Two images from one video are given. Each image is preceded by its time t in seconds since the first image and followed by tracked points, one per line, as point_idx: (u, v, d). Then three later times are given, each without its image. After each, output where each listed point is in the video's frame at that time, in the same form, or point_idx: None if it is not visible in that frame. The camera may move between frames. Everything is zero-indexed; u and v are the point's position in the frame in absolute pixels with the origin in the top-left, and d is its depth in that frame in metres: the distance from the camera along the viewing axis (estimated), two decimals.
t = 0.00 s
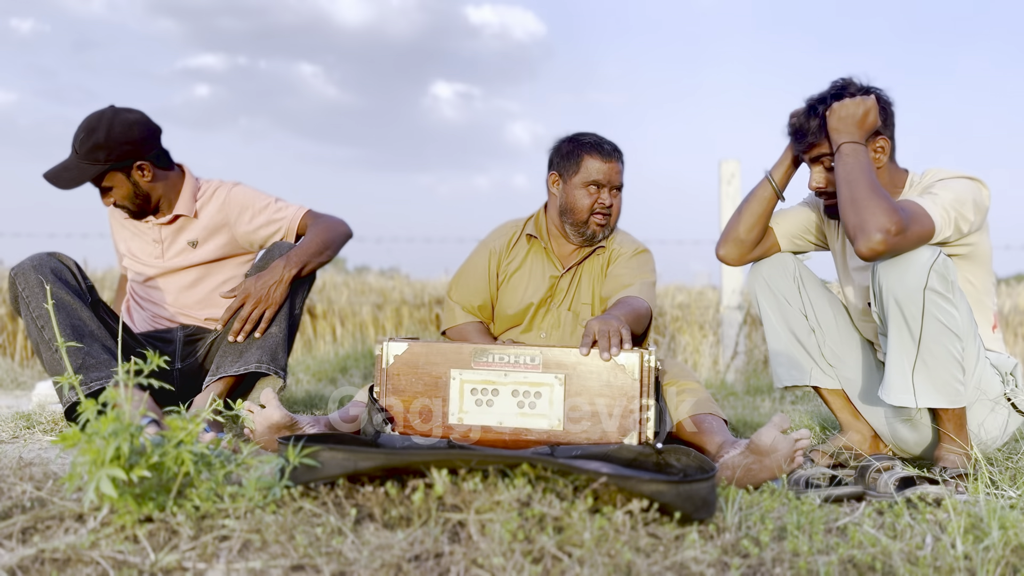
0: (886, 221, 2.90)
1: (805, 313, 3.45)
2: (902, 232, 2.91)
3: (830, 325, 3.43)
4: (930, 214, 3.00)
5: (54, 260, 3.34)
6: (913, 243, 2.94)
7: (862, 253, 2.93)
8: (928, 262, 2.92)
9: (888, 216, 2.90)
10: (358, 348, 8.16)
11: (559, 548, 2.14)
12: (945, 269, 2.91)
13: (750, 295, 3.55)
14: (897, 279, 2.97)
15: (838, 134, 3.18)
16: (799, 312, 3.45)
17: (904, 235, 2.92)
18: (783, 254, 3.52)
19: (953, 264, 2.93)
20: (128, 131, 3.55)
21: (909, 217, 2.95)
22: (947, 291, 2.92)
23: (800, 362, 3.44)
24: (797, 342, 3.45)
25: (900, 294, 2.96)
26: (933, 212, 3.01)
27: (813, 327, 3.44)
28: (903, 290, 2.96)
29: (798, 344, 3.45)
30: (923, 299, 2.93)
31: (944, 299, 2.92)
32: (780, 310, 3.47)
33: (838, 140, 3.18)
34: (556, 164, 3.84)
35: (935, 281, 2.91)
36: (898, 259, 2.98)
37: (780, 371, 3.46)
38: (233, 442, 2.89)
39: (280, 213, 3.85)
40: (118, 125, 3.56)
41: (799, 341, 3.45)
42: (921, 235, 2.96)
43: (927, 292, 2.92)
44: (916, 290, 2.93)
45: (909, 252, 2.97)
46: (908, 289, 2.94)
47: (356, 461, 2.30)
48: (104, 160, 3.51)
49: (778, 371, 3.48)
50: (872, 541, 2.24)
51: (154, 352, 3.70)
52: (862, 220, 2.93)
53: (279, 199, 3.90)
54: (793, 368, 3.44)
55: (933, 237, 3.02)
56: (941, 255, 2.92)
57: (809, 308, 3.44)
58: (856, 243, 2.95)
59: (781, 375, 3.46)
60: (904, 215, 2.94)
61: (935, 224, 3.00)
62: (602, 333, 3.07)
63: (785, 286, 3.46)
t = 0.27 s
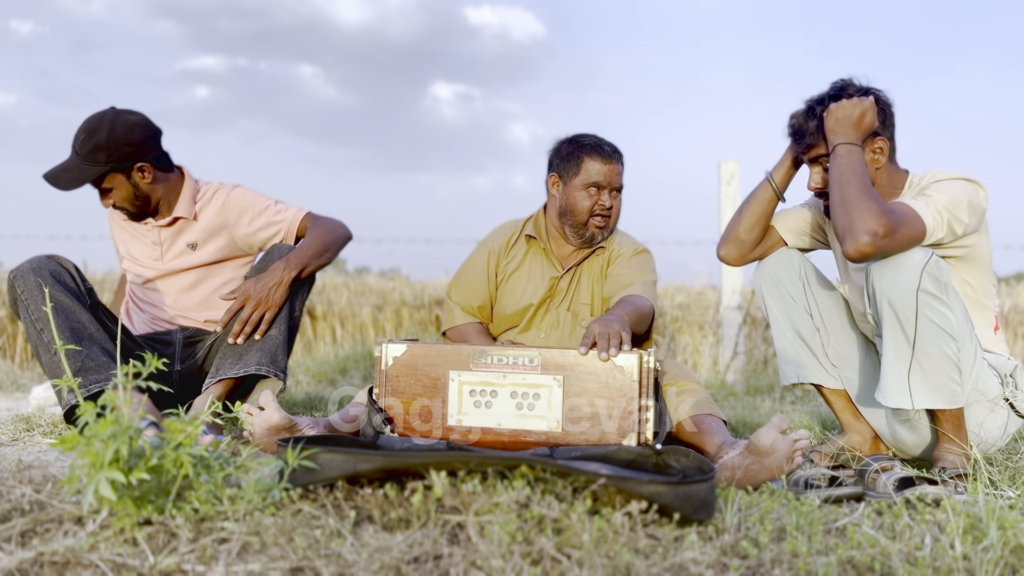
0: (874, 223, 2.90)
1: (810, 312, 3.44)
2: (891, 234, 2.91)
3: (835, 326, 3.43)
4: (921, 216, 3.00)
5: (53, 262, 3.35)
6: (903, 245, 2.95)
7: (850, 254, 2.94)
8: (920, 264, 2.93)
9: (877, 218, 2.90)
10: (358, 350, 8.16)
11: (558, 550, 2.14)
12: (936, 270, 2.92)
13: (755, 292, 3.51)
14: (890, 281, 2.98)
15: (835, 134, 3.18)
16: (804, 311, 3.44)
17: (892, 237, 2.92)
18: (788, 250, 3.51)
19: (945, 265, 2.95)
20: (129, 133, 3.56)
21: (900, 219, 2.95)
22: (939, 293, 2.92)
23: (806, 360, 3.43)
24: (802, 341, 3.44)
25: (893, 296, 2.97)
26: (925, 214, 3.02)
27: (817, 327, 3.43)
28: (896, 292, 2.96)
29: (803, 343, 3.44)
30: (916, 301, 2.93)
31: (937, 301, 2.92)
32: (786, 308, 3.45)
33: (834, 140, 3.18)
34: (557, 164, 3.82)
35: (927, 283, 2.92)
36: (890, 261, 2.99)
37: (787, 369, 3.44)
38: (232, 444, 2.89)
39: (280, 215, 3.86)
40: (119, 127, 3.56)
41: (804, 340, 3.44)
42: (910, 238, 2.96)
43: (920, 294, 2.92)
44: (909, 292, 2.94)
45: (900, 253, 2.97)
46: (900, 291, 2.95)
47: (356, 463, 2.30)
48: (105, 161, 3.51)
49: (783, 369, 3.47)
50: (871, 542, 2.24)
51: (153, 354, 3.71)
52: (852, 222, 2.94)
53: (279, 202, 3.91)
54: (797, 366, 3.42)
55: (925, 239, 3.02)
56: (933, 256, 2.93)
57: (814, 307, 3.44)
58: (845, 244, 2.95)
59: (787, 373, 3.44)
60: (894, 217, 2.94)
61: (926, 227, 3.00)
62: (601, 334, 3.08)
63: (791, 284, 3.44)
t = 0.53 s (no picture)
0: (878, 221, 2.90)
1: (810, 312, 3.44)
2: (894, 232, 2.91)
3: (835, 326, 3.43)
4: (924, 214, 3.00)
5: (54, 264, 3.35)
6: (907, 244, 2.95)
7: (853, 252, 2.94)
8: (923, 261, 2.93)
9: (880, 216, 2.90)
10: (358, 351, 8.16)
11: (559, 550, 2.14)
12: (939, 267, 2.93)
13: (754, 292, 3.51)
14: (893, 279, 2.98)
15: (838, 132, 3.18)
16: (802, 311, 3.44)
17: (896, 235, 2.92)
18: (788, 250, 3.50)
19: (948, 263, 2.95)
20: (132, 134, 3.57)
21: (904, 218, 2.94)
22: (941, 290, 2.92)
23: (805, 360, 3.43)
24: (801, 341, 3.44)
25: (895, 293, 2.97)
26: (927, 212, 3.01)
27: (817, 327, 3.43)
28: (899, 290, 2.96)
29: (802, 343, 3.44)
30: (919, 299, 2.93)
31: (939, 298, 2.93)
32: (785, 308, 3.45)
33: (837, 138, 3.18)
34: (545, 166, 3.84)
35: (929, 280, 2.92)
36: (892, 259, 2.99)
37: (785, 370, 3.45)
38: (233, 446, 2.89)
39: (280, 217, 3.86)
40: (122, 128, 3.57)
41: (803, 340, 3.44)
42: (913, 236, 2.95)
43: (922, 291, 2.93)
44: (911, 290, 2.94)
45: (904, 251, 2.97)
46: (903, 288, 2.95)
47: (357, 464, 2.30)
48: (107, 163, 3.51)
49: (781, 370, 3.47)
50: (872, 542, 2.24)
51: (153, 356, 3.70)
52: (856, 220, 2.94)
53: (279, 204, 3.91)
54: (796, 367, 3.43)
55: (927, 237, 3.02)
56: (935, 254, 2.93)
57: (814, 307, 3.44)
58: (848, 242, 2.95)
59: (785, 373, 3.45)
60: (898, 216, 2.93)
61: (929, 225, 3.00)
62: (601, 334, 3.08)
63: (790, 284, 3.44)
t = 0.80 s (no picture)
0: (874, 221, 2.90)
1: (808, 312, 3.45)
2: (890, 232, 2.92)
3: (834, 326, 3.43)
4: (921, 215, 3.00)
5: (52, 267, 3.35)
6: (903, 244, 2.95)
7: (849, 253, 2.94)
8: (920, 261, 2.93)
9: (876, 217, 2.91)
10: (357, 353, 8.16)
11: (559, 551, 2.14)
12: (936, 267, 2.93)
13: (754, 292, 3.52)
14: (890, 279, 2.98)
15: (836, 132, 3.19)
16: (802, 311, 3.44)
17: (892, 236, 2.92)
18: (786, 249, 3.50)
19: (945, 263, 2.95)
20: (132, 137, 3.58)
21: (900, 218, 2.95)
22: (939, 290, 2.93)
23: (804, 359, 3.44)
24: (800, 341, 3.45)
25: (893, 294, 2.97)
26: (925, 212, 3.02)
27: (816, 327, 3.44)
28: (897, 290, 2.97)
29: (801, 342, 3.45)
30: (916, 299, 2.94)
31: (937, 298, 2.93)
32: (784, 308, 3.46)
33: (835, 138, 3.19)
34: (546, 167, 3.78)
35: (927, 280, 2.92)
36: (889, 259, 3.00)
37: (784, 369, 3.45)
38: (232, 449, 2.89)
39: (279, 219, 3.86)
40: (123, 131, 3.58)
41: (802, 340, 3.44)
42: (910, 236, 2.96)
43: (920, 292, 2.93)
44: (909, 290, 2.94)
45: (900, 251, 2.98)
46: (901, 289, 2.95)
47: (356, 466, 2.30)
48: (108, 165, 3.51)
49: (781, 370, 3.48)
50: (872, 542, 2.24)
51: (152, 358, 3.69)
52: (852, 220, 2.95)
53: (279, 206, 3.91)
54: (796, 368, 3.43)
55: (924, 237, 3.02)
56: (932, 254, 2.94)
57: (813, 307, 3.44)
58: (844, 242, 2.96)
59: (784, 373, 3.45)
60: (894, 216, 2.94)
61: (926, 225, 3.00)
62: (601, 335, 3.08)
63: (789, 284, 3.44)
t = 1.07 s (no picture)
0: (874, 221, 2.90)
1: (808, 312, 3.44)
2: (890, 232, 2.91)
3: (834, 326, 3.43)
4: (921, 215, 3.00)
5: (50, 269, 3.34)
6: (903, 244, 2.95)
7: (849, 252, 2.94)
8: (920, 261, 2.93)
9: (876, 217, 2.91)
10: (356, 355, 8.14)
11: (560, 552, 2.13)
12: (936, 267, 2.92)
13: (754, 292, 3.52)
14: (890, 279, 2.98)
15: (836, 132, 3.19)
16: (802, 310, 3.44)
17: (892, 236, 2.92)
18: (785, 249, 3.50)
19: (945, 263, 2.95)
20: (134, 138, 3.58)
21: (900, 218, 2.95)
22: (939, 290, 2.92)
23: (804, 359, 3.43)
24: (800, 340, 3.45)
25: (892, 293, 2.97)
26: (925, 212, 3.02)
27: (816, 327, 3.43)
28: (896, 290, 2.96)
29: (801, 342, 3.45)
30: (916, 299, 2.93)
31: (936, 298, 2.93)
32: (784, 307, 3.45)
33: (834, 138, 3.19)
34: (559, 170, 3.77)
35: (926, 280, 2.92)
36: (889, 259, 2.99)
37: (785, 369, 3.45)
38: (231, 450, 2.88)
39: (279, 221, 3.85)
40: (124, 131, 3.58)
41: (802, 340, 3.44)
42: (910, 236, 2.96)
43: (919, 291, 2.93)
44: (909, 290, 2.94)
45: (900, 251, 2.97)
46: (900, 289, 2.95)
47: (356, 467, 2.30)
48: (109, 166, 3.51)
49: (781, 370, 3.48)
50: (873, 541, 2.24)
51: (152, 360, 3.69)
52: (852, 220, 2.95)
53: (278, 207, 3.91)
54: (796, 367, 3.43)
55: (924, 237, 3.02)
56: (932, 253, 2.93)
57: (812, 307, 3.44)
58: (845, 242, 2.96)
59: (785, 373, 3.46)
60: (895, 216, 2.94)
61: (926, 225, 3.00)
62: (600, 336, 3.08)
63: (789, 283, 3.44)
